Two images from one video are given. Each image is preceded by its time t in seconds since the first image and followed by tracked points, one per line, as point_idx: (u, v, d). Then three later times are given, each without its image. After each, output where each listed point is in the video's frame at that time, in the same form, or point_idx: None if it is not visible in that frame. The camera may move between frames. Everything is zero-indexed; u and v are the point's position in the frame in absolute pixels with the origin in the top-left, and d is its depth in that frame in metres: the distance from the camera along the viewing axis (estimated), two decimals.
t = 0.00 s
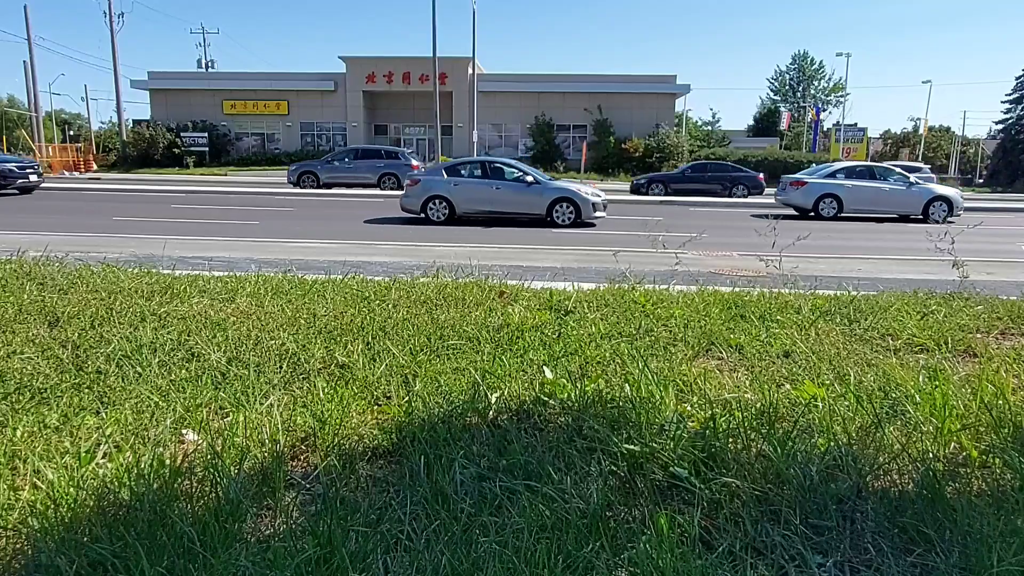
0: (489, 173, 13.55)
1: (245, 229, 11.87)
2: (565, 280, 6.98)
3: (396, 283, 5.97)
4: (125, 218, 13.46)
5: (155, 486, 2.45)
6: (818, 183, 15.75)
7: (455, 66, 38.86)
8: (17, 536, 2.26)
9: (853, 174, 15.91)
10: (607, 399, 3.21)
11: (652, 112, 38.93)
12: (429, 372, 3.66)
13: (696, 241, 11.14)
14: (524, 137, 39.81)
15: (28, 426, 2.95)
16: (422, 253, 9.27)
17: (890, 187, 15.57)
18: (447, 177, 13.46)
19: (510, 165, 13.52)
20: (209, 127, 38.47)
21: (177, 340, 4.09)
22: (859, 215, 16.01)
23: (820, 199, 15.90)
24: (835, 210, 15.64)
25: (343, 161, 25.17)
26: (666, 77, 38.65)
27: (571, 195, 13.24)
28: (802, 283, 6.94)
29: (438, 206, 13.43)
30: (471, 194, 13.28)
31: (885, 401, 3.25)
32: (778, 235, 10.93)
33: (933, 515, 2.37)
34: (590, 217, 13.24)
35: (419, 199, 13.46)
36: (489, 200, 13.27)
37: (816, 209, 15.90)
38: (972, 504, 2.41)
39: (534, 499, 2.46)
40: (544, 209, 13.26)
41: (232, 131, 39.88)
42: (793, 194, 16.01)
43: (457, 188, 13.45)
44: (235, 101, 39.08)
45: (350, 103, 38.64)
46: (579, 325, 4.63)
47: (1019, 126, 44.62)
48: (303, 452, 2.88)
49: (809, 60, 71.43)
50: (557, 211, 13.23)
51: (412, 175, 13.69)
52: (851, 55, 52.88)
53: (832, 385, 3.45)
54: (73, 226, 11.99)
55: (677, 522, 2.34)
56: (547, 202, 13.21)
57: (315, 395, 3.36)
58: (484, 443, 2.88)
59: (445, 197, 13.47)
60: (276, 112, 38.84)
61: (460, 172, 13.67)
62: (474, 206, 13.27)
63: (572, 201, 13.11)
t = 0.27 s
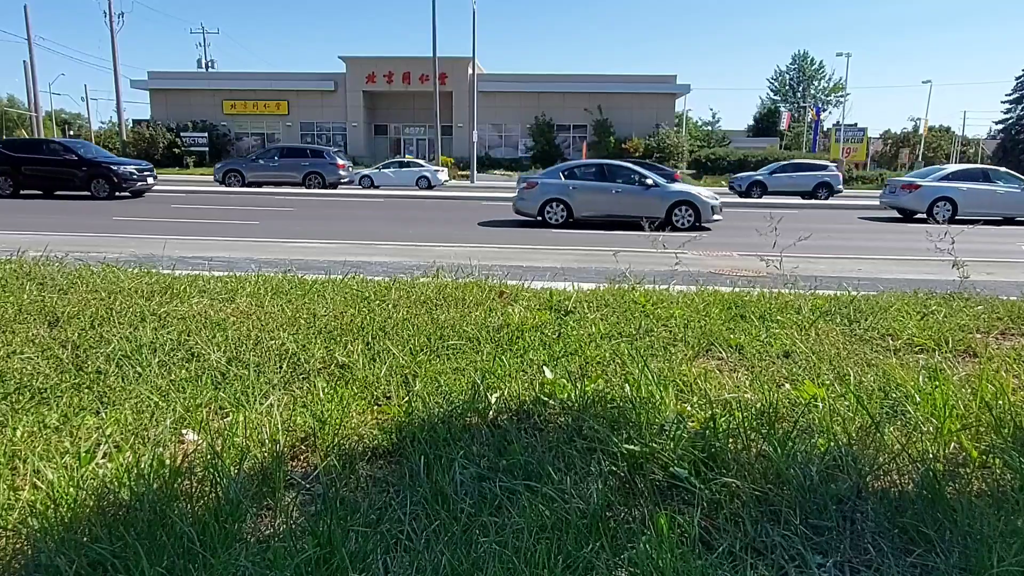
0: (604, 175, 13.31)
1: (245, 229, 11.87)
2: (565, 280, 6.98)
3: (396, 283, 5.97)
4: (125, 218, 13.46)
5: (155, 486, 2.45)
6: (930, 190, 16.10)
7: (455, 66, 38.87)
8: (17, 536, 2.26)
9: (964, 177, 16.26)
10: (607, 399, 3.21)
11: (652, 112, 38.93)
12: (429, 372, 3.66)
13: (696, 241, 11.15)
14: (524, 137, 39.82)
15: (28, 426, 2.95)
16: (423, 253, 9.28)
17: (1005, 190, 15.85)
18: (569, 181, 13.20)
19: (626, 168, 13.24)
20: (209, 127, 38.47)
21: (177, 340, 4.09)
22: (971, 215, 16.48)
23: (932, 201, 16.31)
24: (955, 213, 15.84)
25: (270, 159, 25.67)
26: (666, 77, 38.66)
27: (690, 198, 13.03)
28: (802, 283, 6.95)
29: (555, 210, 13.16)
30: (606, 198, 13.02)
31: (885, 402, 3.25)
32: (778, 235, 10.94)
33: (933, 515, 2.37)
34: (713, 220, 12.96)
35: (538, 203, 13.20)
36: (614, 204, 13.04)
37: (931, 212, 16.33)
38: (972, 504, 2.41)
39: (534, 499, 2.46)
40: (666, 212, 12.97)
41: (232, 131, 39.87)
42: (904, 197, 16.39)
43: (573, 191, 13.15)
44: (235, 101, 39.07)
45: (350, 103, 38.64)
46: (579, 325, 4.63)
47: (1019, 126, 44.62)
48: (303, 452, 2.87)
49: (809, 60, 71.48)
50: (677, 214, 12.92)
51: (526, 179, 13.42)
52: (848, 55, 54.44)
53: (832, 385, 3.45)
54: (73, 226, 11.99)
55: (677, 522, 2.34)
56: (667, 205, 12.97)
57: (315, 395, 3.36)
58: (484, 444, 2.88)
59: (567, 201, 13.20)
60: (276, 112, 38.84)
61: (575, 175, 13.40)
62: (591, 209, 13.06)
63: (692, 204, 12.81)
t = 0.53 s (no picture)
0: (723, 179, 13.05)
1: (245, 229, 11.87)
2: (565, 280, 6.99)
3: (396, 283, 5.97)
4: (125, 218, 13.47)
5: (155, 486, 2.45)
6: None
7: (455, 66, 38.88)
8: (17, 536, 2.26)
9: None
10: (607, 400, 3.21)
11: (652, 112, 38.93)
12: (429, 372, 3.67)
13: (696, 242, 11.15)
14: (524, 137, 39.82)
15: (28, 426, 2.95)
16: (423, 253, 9.28)
17: None
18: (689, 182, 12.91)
19: (745, 170, 12.97)
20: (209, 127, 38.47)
21: (177, 340, 4.09)
22: None
23: None
24: None
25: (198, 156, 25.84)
26: (666, 77, 38.66)
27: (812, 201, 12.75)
28: (802, 283, 6.95)
29: (676, 213, 12.91)
30: (725, 199, 12.75)
31: (885, 401, 3.25)
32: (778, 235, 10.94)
33: (933, 514, 2.37)
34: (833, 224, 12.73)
35: (659, 205, 12.96)
36: (735, 207, 12.77)
37: None
38: (972, 503, 2.41)
39: (534, 498, 2.46)
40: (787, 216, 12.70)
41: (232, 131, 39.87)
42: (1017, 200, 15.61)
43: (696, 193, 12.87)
44: (235, 101, 39.06)
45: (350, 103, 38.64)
46: (580, 325, 4.63)
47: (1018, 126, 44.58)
48: (303, 452, 2.87)
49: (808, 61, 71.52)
50: (798, 219, 12.67)
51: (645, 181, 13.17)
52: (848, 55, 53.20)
53: (832, 385, 3.45)
54: (73, 226, 11.99)
55: (677, 522, 2.34)
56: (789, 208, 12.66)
57: (315, 395, 3.36)
58: (484, 444, 2.88)
59: (682, 203, 12.93)
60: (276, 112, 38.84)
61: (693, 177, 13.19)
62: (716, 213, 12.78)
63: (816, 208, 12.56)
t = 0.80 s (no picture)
0: (853, 182, 12.82)
1: (246, 229, 11.87)
2: (565, 280, 6.99)
3: (396, 283, 5.97)
4: (125, 218, 13.47)
5: (155, 486, 2.45)
6: None
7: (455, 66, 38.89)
8: (18, 536, 2.26)
9: None
10: (607, 399, 3.21)
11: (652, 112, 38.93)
12: (429, 371, 3.66)
13: (696, 242, 11.15)
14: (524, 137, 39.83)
15: (28, 426, 2.95)
16: (423, 253, 9.28)
17: None
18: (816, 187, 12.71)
19: (875, 175, 12.82)
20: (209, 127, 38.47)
21: (177, 340, 4.09)
22: None
23: None
24: None
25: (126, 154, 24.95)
26: (666, 77, 38.66)
27: (940, 203, 12.55)
28: (802, 283, 6.95)
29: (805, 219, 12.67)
30: (854, 205, 12.55)
31: (885, 402, 3.25)
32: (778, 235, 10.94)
33: (933, 514, 2.37)
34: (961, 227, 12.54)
35: (785, 210, 12.74)
36: (862, 211, 12.57)
37: None
38: (972, 503, 2.42)
39: (534, 498, 2.46)
40: (914, 219, 12.48)
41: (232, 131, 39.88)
42: None
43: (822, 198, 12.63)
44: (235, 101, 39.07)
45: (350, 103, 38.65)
46: (580, 325, 4.63)
47: (1018, 126, 44.58)
48: (303, 452, 2.87)
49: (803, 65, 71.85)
50: (930, 221, 12.47)
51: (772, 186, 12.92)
52: (846, 57, 53.23)
53: (832, 385, 3.45)
54: (73, 226, 11.99)
55: (677, 522, 2.34)
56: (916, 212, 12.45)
57: (315, 395, 3.36)
58: (484, 444, 2.88)
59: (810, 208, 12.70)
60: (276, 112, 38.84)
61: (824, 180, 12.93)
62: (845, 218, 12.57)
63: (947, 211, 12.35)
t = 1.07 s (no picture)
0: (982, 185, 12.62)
1: (246, 229, 11.87)
2: (565, 280, 6.99)
3: (396, 283, 5.97)
4: (125, 218, 13.46)
5: (155, 486, 2.45)
6: None
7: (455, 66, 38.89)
8: (17, 536, 2.26)
9: None
10: (607, 399, 3.21)
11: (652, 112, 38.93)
12: (429, 372, 3.66)
13: (696, 242, 11.14)
14: (524, 137, 39.82)
15: (28, 426, 2.95)
16: (423, 254, 9.27)
17: None
18: (947, 189, 12.49)
19: (1004, 178, 12.67)
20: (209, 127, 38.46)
21: (177, 340, 4.09)
22: None
23: None
24: None
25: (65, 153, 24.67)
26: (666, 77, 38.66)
27: None
28: (802, 283, 6.95)
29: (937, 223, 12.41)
30: (990, 208, 12.34)
31: (885, 402, 3.25)
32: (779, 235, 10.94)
33: (933, 515, 2.36)
34: None
35: (913, 213, 12.49)
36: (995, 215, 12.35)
37: None
38: (972, 503, 2.42)
39: (534, 498, 2.46)
40: None
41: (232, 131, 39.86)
42: None
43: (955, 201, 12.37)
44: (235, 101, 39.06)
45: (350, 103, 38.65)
46: (579, 325, 4.63)
47: (1018, 126, 44.58)
48: (303, 452, 2.87)
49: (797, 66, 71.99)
50: None
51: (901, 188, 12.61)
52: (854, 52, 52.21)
53: (832, 385, 3.45)
54: (73, 226, 11.99)
55: (677, 522, 2.34)
56: None
57: (315, 395, 3.36)
58: (484, 443, 2.87)
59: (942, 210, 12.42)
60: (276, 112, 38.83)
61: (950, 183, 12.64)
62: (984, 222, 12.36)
63: None
